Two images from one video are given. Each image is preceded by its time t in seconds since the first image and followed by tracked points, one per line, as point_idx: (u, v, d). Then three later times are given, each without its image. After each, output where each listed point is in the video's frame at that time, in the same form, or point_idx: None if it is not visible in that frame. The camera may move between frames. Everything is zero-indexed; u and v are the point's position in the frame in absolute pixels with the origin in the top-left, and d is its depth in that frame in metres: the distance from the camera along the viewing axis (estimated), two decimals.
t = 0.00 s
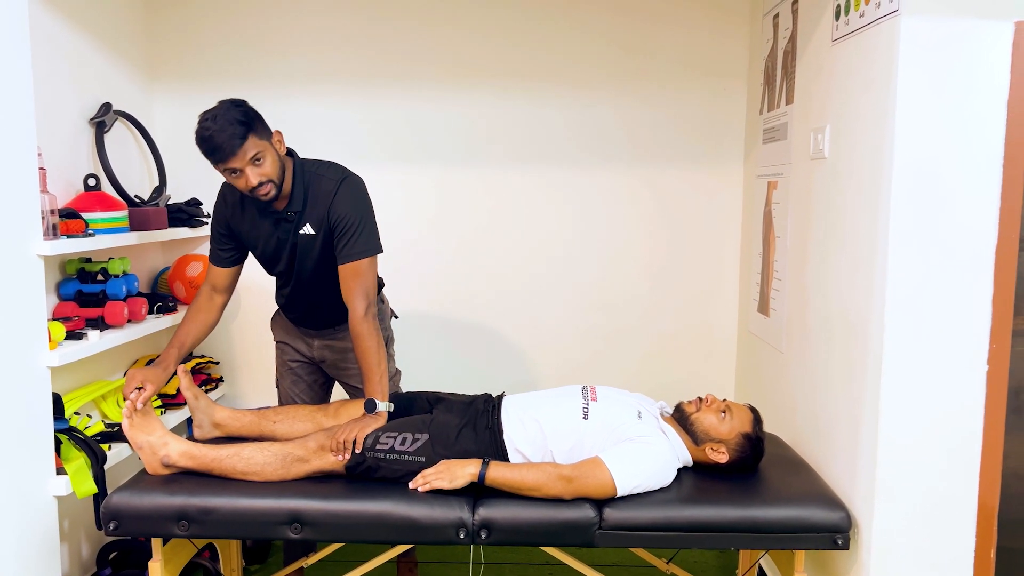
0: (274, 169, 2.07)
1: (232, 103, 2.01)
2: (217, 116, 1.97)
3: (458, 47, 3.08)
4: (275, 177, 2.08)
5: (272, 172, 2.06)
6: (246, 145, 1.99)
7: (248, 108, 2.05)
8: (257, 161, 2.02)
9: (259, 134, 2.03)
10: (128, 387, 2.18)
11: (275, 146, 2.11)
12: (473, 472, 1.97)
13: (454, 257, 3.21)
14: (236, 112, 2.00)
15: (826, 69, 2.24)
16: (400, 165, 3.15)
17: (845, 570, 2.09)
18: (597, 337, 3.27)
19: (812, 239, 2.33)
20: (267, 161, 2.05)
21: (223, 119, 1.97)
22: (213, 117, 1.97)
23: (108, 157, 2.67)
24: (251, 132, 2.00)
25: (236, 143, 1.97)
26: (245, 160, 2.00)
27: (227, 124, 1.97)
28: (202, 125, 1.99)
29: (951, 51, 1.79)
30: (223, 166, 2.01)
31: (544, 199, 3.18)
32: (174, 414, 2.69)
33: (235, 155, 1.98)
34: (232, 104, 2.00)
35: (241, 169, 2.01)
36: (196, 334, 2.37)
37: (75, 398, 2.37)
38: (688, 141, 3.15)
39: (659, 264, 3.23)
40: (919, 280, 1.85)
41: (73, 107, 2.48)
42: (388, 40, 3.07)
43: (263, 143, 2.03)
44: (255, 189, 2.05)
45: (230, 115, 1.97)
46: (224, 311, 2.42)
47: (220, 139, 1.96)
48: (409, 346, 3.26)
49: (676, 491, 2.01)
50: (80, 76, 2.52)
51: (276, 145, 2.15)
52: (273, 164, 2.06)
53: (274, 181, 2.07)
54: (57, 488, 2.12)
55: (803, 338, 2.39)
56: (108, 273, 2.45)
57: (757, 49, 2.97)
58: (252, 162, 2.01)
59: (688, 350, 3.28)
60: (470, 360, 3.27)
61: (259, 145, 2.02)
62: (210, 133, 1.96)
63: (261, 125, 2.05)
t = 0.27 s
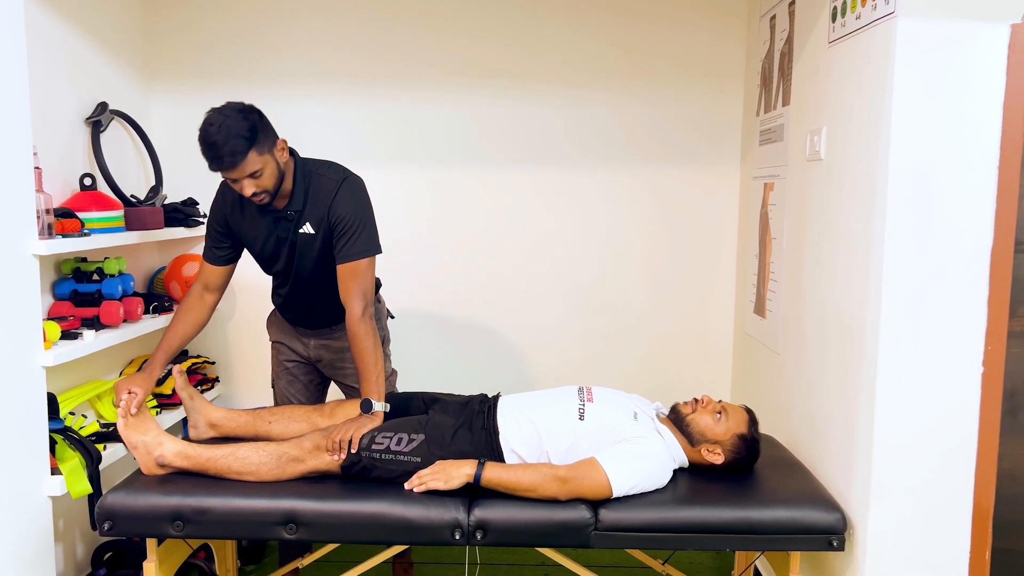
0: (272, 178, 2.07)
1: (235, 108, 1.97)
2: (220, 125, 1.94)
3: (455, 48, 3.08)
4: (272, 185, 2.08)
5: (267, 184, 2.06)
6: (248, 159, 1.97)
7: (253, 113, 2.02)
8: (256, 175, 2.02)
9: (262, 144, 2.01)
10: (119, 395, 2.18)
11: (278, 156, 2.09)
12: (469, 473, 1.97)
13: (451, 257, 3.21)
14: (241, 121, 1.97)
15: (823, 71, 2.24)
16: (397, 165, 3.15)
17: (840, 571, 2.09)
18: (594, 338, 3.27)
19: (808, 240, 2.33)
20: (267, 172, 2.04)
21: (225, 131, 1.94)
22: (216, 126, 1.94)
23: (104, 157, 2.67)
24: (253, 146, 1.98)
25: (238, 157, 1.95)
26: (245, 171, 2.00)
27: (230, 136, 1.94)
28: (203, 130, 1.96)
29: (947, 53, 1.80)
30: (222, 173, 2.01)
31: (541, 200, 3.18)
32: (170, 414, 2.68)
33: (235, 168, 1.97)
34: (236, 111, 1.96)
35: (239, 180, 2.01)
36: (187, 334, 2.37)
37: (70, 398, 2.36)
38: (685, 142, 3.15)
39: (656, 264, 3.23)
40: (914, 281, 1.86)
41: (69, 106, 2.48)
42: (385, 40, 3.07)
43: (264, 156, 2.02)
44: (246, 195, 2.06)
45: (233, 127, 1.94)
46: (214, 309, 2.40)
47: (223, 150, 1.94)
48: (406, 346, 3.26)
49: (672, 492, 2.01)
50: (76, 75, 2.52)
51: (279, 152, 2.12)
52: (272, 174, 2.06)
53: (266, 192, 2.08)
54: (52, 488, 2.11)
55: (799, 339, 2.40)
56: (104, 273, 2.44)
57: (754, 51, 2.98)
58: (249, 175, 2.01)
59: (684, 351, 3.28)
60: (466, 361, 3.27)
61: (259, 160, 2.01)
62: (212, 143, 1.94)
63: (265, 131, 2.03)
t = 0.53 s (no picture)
0: (275, 189, 2.08)
1: (242, 124, 1.95)
2: (227, 142, 1.92)
3: (455, 49, 3.08)
4: (274, 196, 2.09)
5: (269, 196, 2.08)
6: (253, 176, 1.97)
7: (261, 126, 2.00)
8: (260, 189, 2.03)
9: (267, 159, 2.00)
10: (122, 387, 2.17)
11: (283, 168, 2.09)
12: (468, 474, 1.97)
13: (450, 258, 3.21)
14: (248, 136, 1.95)
15: (823, 72, 2.24)
16: (396, 166, 3.15)
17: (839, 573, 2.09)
18: (593, 339, 3.27)
19: (808, 242, 2.33)
20: (269, 185, 2.05)
21: (232, 148, 1.92)
22: (223, 143, 1.92)
23: (104, 157, 2.67)
24: (259, 164, 1.98)
25: (243, 175, 1.95)
26: (249, 186, 2.00)
27: (237, 153, 1.93)
28: (209, 142, 1.94)
29: (947, 55, 1.80)
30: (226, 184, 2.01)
31: (540, 201, 3.18)
32: (169, 414, 2.68)
33: (239, 185, 1.98)
34: (244, 127, 1.94)
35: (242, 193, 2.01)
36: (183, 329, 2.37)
37: (69, 399, 2.36)
38: (685, 144, 3.15)
39: (656, 266, 3.23)
40: (914, 283, 1.86)
41: (69, 107, 2.48)
42: (385, 41, 3.07)
43: (269, 170, 2.02)
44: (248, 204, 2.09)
45: (239, 145, 1.92)
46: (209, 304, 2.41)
47: (230, 168, 1.93)
48: (405, 347, 3.26)
49: (671, 494, 2.01)
50: (76, 75, 2.52)
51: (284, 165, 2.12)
52: (274, 185, 2.07)
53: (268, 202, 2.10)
54: (51, 488, 2.11)
55: (798, 341, 2.40)
56: (103, 273, 2.44)
57: (754, 52, 2.98)
58: (254, 190, 2.01)
59: (684, 353, 3.28)
60: (466, 361, 3.27)
61: (264, 176, 2.01)
62: (217, 159, 1.93)
63: (271, 144, 2.02)
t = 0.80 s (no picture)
0: (283, 188, 2.09)
1: (252, 124, 1.95)
2: (236, 142, 1.92)
3: (455, 50, 3.08)
4: (282, 195, 2.10)
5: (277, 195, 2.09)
6: (263, 176, 1.98)
7: (269, 125, 2.00)
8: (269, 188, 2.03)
9: (275, 159, 2.01)
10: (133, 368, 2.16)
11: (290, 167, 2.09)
12: (467, 474, 1.98)
13: (451, 259, 3.22)
14: (258, 136, 1.96)
15: (823, 75, 2.25)
16: (397, 167, 3.15)
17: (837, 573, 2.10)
18: (593, 340, 3.28)
19: (807, 243, 2.34)
20: (278, 184, 2.06)
21: (241, 149, 1.93)
22: (232, 144, 1.92)
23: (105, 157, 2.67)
24: (268, 163, 1.98)
25: (253, 176, 1.96)
26: (257, 186, 2.01)
27: (246, 153, 1.93)
28: (218, 142, 1.94)
29: (946, 57, 1.81)
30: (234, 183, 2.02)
31: (540, 202, 3.19)
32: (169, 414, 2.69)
33: (249, 185, 1.98)
34: (254, 127, 1.94)
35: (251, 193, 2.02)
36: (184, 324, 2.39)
37: (70, 398, 2.37)
38: (685, 145, 3.16)
39: (656, 267, 3.23)
40: (913, 284, 1.86)
41: (70, 107, 2.49)
42: (386, 42, 3.08)
43: (278, 170, 2.02)
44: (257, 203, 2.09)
45: (248, 146, 1.93)
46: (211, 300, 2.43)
47: (239, 168, 1.93)
48: (405, 347, 3.26)
49: (670, 495, 2.02)
50: (77, 75, 2.52)
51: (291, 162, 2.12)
52: (283, 184, 2.08)
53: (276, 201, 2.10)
54: (51, 487, 2.11)
55: (797, 342, 2.40)
56: (104, 272, 2.45)
57: (754, 54, 2.99)
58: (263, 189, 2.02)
59: (683, 354, 3.29)
60: (466, 362, 3.28)
61: (273, 175, 2.02)
62: (226, 159, 1.94)
63: (279, 143, 2.02)
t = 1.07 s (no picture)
0: (286, 188, 2.09)
1: (255, 124, 1.95)
2: (239, 142, 1.93)
3: (457, 51, 3.09)
4: (285, 194, 2.11)
5: (280, 195, 2.10)
6: (266, 176, 1.99)
7: (272, 126, 2.01)
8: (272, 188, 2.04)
9: (279, 159, 2.01)
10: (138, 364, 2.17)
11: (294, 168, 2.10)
12: (468, 474, 1.98)
13: (452, 258, 3.22)
14: (261, 136, 1.96)
15: (823, 76, 2.25)
16: (398, 167, 3.16)
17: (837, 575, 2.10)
18: (593, 341, 3.28)
19: (807, 245, 2.34)
20: (282, 184, 2.07)
21: (244, 149, 1.93)
22: (236, 143, 1.93)
23: (107, 157, 2.68)
24: (271, 164, 1.99)
25: (256, 176, 1.97)
26: (260, 186, 2.02)
27: (249, 154, 1.94)
28: (221, 141, 1.95)
29: (947, 60, 1.81)
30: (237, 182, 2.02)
31: (540, 203, 3.19)
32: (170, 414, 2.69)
33: (252, 184, 1.99)
34: (257, 127, 1.95)
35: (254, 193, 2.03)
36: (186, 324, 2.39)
37: (71, 397, 2.37)
38: (685, 146, 3.16)
39: (656, 267, 3.24)
40: (912, 286, 1.87)
41: (72, 107, 2.49)
42: (388, 43, 3.08)
43: (282, 170, 2.03)
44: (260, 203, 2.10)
45: (251, 145, 1.93)
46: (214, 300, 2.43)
47: (242, 168, 1.94)
48: (405, 348, 3.27)
49: (670, 495, 2.02)
50: (79, 75, 2.53)
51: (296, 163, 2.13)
52: (286, 184, 2.08)
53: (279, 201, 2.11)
54: (51, 486, 2.12)
55: (797, 343, 2.40)
56: (106, 272, 2.45)
57: (755, 55, 2.99)
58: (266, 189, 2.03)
59: (683, 355, 3.29)
60: (466, 362, 3.28)
61: (276, 176, 2.02)
62: (229, 158, 1.94)
63: (282, 144, 2.03)
